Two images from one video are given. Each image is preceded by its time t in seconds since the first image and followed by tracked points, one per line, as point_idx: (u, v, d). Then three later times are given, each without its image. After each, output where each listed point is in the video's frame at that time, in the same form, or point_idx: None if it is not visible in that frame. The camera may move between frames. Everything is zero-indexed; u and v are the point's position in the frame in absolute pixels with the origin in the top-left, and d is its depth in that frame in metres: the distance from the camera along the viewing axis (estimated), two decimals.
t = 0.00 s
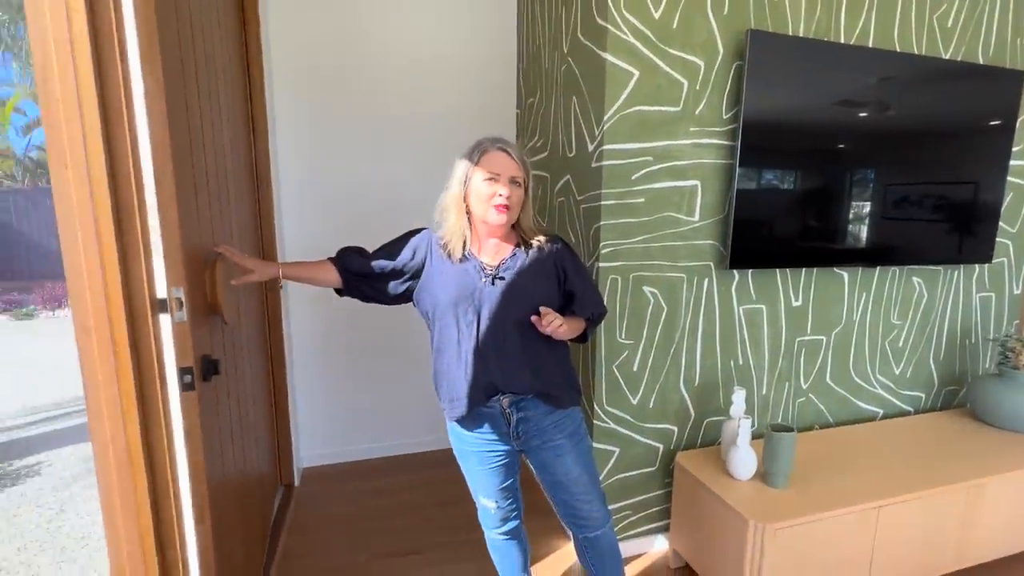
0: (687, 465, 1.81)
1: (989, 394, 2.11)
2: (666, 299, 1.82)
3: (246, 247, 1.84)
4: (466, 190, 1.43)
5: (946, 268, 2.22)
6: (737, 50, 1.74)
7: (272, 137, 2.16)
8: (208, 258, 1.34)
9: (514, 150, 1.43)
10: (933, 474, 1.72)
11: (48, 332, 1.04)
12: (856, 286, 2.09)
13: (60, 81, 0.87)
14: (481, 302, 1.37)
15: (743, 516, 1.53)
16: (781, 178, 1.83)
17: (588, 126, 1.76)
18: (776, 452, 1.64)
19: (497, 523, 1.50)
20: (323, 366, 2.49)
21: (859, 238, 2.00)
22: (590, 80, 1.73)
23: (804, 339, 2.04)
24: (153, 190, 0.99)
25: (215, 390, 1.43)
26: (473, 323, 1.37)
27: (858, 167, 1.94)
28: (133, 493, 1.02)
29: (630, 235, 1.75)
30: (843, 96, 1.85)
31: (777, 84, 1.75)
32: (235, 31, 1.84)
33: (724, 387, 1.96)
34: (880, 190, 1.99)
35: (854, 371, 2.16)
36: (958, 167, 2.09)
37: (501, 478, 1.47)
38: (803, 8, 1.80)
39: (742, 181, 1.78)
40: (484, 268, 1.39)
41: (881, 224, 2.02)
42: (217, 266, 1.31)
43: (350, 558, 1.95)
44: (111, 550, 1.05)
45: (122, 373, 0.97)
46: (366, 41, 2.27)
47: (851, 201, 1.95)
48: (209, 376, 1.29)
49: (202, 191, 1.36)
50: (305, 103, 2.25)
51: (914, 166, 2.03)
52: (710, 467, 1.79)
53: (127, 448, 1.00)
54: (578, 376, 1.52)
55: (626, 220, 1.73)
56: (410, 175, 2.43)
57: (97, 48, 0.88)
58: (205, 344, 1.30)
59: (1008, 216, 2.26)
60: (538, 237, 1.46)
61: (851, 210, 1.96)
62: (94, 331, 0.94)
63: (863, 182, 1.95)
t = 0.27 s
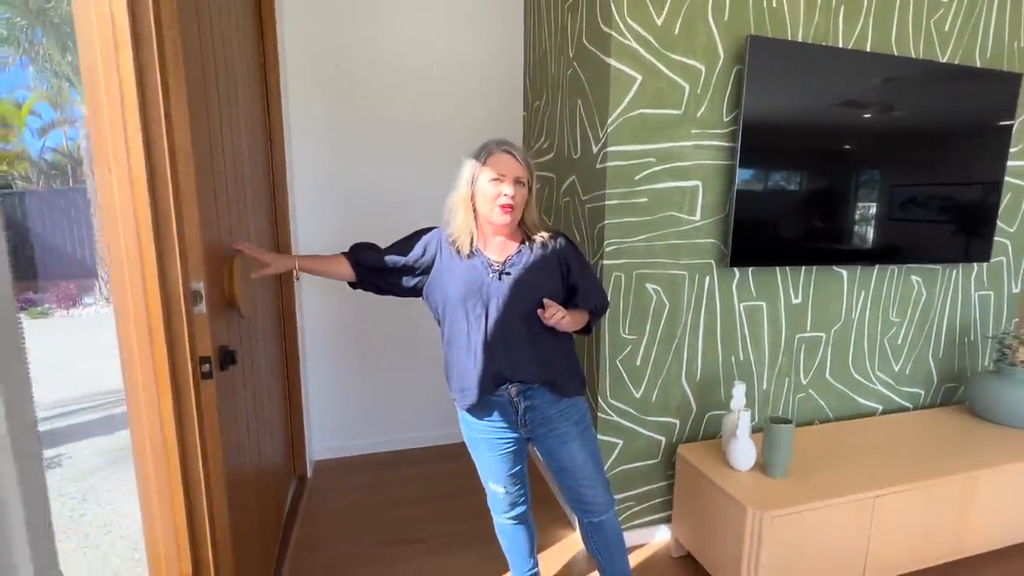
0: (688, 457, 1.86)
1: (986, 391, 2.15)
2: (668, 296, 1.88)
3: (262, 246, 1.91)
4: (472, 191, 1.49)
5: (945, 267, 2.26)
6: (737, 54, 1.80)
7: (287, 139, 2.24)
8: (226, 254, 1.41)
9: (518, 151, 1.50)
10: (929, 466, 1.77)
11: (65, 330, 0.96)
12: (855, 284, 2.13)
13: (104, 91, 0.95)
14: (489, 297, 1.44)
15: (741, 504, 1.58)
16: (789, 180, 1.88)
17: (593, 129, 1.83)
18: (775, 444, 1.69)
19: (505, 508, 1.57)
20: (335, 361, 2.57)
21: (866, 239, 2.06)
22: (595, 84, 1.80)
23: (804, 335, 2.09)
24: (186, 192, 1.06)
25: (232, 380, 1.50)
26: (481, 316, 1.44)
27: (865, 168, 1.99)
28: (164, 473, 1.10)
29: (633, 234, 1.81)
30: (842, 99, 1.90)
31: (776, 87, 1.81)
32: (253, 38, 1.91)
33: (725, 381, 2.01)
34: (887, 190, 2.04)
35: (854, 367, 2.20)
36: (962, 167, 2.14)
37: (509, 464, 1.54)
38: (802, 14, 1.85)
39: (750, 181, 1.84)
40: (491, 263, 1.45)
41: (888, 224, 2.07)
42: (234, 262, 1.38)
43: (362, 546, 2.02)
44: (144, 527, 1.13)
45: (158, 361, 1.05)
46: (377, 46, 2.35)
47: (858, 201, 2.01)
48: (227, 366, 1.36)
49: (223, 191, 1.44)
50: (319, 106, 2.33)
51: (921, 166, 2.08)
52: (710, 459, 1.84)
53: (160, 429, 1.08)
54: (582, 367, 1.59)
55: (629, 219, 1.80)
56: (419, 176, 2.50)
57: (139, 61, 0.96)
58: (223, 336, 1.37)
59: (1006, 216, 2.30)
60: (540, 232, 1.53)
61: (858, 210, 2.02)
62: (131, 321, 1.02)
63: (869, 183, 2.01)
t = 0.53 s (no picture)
0: (688, 453, 1.91)
1: (981, 391, 2.19)
2: (668, 297, 1.93)
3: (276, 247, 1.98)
4: (478, 195, 1.55)
5: (942, 269, 2.30)
6: (735, 62, 1.85)
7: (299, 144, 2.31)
8: (245, 255, 1.48)
9: (521, 157, 1.56)
10: (923, 463, 1.81)
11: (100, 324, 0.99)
12: (853, 285, 2.18)
13: (137, 100, 1.02)
14: (496, 296, 1.50)
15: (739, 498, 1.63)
16: (793, 181, 1.94)
17: (596, 134, 1.89)
18: (772, 440, 1.75)
19: (510, 500, 1.63)
20: (344, 359, 2.64)
21: (870, 241, 2.11)
22: (598, 91, 1.86)
23: (803, 335, 2.14)
24: (211, 195, 1.13)
25: (251, 375, 1.57)
26: (488, 315, 1.50)
27: (869, 171, 2.04)
28: (189, 460, 1.17)
29: (635, 236, 1.87)
30: (839, 105, 1.95)
31: (774, 94, 1.86)
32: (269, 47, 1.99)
33: (724, 380, 2.06)
34: (890, 193, 2.09)
35: (852, 367, 2.25)
36: (965, 172, 2.19)
37: (515, 457, 1.60)
38: (800, 23, 1.91)
39: (756, 185, 1.90)
40: (497, 264, 1.51)
41: (892, 227, 2.13)
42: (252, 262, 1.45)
43: (371, 539, 2.08)
44: (169, 511, 1.20)
45: (184, 356, 1.12)
46: (387, 54, 2.42)
47: (861, 204, 2.06)
48: (245, 362, 1.42)
49: (242, 195, 1.50)
50: (330, 112, 2.40)
51: (925, 169, 2.13)
52: (710, 454, 1.89)
53: (186, 419, 1.15)
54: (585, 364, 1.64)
55: (631, 221, 1.85)
56: (427, 179, 2.57)
57: (170, 73, 1.03)
58: (242, 332, 1.44)
59: (1003, 219, 2.34)
60: (543, 234, 1.59)
61: (862, 213, 2.07)
62: (161, 316, 1.09)
63: (873, 186, 2.06)
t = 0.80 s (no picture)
0: (688, 453, 1.95)
1: (978, 394, 2.22)
2: (668, 299, 1.97)
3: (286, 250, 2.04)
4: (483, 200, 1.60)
5: (939, 273, 2.33)
6: (734, 70, 1.90)
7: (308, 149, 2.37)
8: (258, 259, 1.53)
9: (524, 163, 1.61)
10: (918, 463, 1.84)
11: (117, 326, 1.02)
12: (851, 289, 2.21)
13: (162, 112, 1.09)
14: (501, 299, 1.54)
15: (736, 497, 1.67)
16: (797, 184, 1.98)
17: (597, 140, 1.94)
18: (769, 440, 1.78)
19: (514, 496, 1.67)
20: (350, 359, 2.69)
21: (875, 245, 2.15)
22: (600, 99, 1.90)
23: (801, 338, 2.18)
24: (228, 201, 1.18)
25: (262, 374, 1.62)
26: (494, 317, 1.55)
27: (873, 173, 2.08)
28: (205, 455, 1.22)
29: (635, 240, 1.91)
30: (837, 112, 1.99)
31: (772, 102, 1.90)
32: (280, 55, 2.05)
33: (723, 381, 2.10)
34: (894, 195, 2.13)
35: (850, 369, 2.28)
36: (968, 177, 2.22)
37: (519, 455, 1.64)
38: (797, 32, 1.95)
39: (761, 189, 1.94)
40: (502, 268, 1.56)
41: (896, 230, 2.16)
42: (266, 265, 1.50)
43: (376, 536, 2.12)
44: (186, 503, 1.25)
45: (202, 355, 1.17)
46: (394, 62, 2.48)
47: (866, 208, 2.10)
48: (258, 361, 1.47)
49: (255, 200, 1.56)
50: (338, 118, 2.46)
51: (929, 172, 2.16)
52: (709, 454, 1.93)
53: (202, 416, 1.20)
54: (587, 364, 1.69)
55: (632, 225, 1.90)
56: (432, 183, 2.62)
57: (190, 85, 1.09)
58: (255, 332, 1.49)
59: (1000, 224, 2.37)
60: (546, 237, 1.63)
61: (866, 216, 2.11)
62: (179, 317, 1.15)
63: (877, 189, 2.10)
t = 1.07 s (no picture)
0: (686, 451, 1.99)
1: (973, 394, 2.25)
2: (667, 300, 2.01)
3: (293, 251, 2.09)
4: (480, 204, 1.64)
5: (936, 275, 2.36)
6: (731, 76, 1.94)
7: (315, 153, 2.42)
8: (268, 260, 1.58)
9: (519, 167, 1.65)
10: (912, 462, 1.88)
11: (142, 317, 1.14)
12: (847, 290, 2.25)
13: (179, 118, 1.14)
14: (502, 298, 1.59)
15: (732, 493, 1.71)
16: (799, 186, 2.03)
17: (597, 145, 1.98)
18: (765, 438, 1.82)
19: (515, 491, 1.71)
20: (354, 358, 2.74)
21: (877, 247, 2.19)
22: (600, 104, 1.95)
23: (798, 338, 2.21)
24: (241, 202, 1.23)
25: (271, 371, 1.67)
26: (495, 317, 1.59)
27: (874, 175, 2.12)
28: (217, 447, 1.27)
29: (634, 242, 1.95)
30: (834, 117, 2.03)
31: (769, 107, 1.94)
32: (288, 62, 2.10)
33: (721, 380, 2.13)
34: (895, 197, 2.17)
35: (847, 370, 2.31)
36: (972, 181, 2.26)
37: (520, 450, 1.69)
38: (793, 39, 1.99)
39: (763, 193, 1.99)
40: (502, 269, 1.60)
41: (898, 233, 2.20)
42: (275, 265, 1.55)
43: (380, 531, 2.17)
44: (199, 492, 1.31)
45: (215, 350, 1.22)
46: (399, 68, 2.54)
47: (868, 211, 2.14)
48: (267, 357, 1.52)
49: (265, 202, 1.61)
50: (344, 122, 2.51)
51: (929, 175, 2.20)
52: (706, 452, 1.96)
53: (215, 409, 1.25)
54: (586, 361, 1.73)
55: (631, 227, 1.94)
56: (435, 186, 2.67)
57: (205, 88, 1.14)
58: (264, 330, 1.53)
59: (996, 226, 2.40)
60: (543, 238, 1.68)
61: (868, 219, 2.14)
62: (194, 314, 1.20)
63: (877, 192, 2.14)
